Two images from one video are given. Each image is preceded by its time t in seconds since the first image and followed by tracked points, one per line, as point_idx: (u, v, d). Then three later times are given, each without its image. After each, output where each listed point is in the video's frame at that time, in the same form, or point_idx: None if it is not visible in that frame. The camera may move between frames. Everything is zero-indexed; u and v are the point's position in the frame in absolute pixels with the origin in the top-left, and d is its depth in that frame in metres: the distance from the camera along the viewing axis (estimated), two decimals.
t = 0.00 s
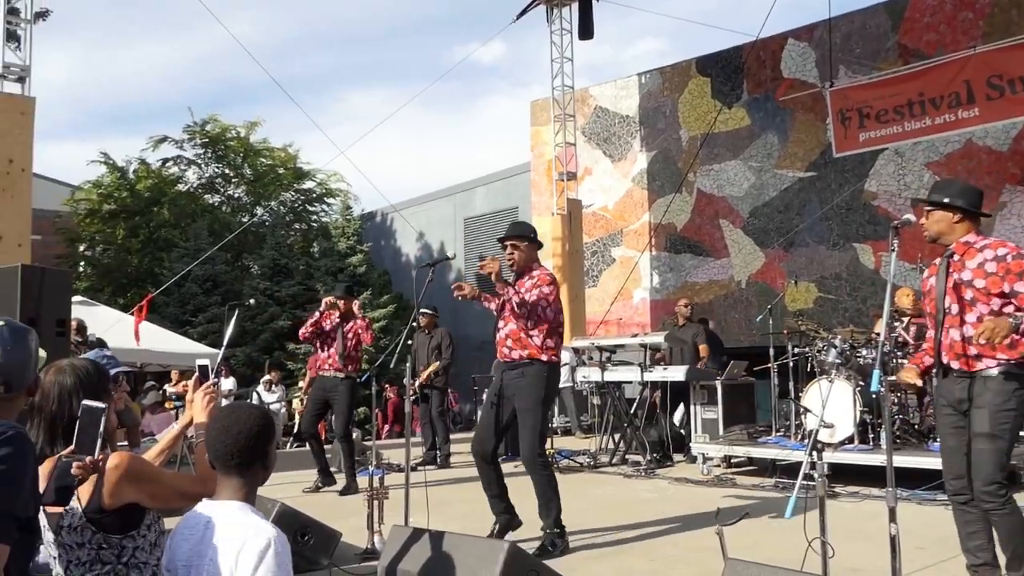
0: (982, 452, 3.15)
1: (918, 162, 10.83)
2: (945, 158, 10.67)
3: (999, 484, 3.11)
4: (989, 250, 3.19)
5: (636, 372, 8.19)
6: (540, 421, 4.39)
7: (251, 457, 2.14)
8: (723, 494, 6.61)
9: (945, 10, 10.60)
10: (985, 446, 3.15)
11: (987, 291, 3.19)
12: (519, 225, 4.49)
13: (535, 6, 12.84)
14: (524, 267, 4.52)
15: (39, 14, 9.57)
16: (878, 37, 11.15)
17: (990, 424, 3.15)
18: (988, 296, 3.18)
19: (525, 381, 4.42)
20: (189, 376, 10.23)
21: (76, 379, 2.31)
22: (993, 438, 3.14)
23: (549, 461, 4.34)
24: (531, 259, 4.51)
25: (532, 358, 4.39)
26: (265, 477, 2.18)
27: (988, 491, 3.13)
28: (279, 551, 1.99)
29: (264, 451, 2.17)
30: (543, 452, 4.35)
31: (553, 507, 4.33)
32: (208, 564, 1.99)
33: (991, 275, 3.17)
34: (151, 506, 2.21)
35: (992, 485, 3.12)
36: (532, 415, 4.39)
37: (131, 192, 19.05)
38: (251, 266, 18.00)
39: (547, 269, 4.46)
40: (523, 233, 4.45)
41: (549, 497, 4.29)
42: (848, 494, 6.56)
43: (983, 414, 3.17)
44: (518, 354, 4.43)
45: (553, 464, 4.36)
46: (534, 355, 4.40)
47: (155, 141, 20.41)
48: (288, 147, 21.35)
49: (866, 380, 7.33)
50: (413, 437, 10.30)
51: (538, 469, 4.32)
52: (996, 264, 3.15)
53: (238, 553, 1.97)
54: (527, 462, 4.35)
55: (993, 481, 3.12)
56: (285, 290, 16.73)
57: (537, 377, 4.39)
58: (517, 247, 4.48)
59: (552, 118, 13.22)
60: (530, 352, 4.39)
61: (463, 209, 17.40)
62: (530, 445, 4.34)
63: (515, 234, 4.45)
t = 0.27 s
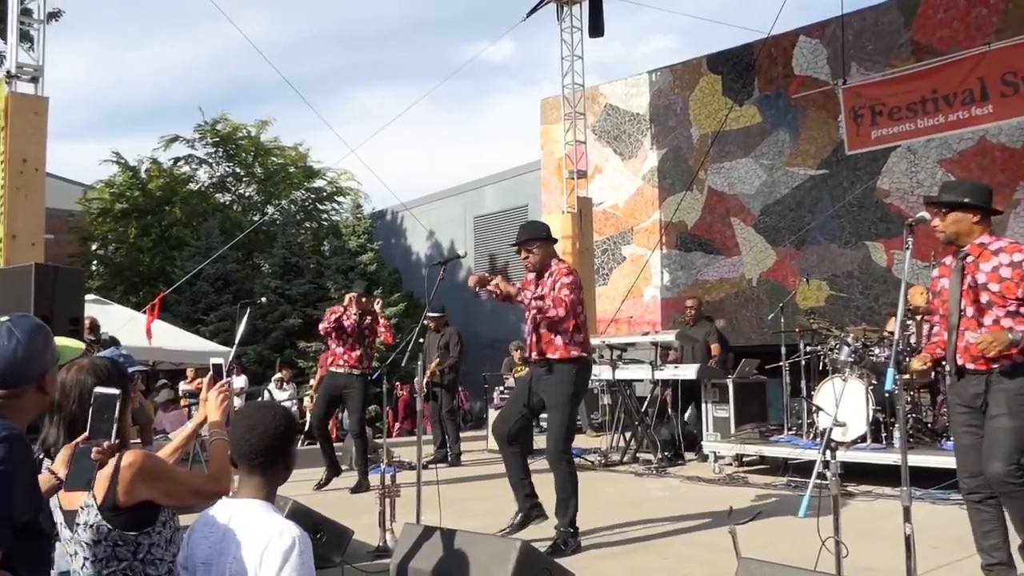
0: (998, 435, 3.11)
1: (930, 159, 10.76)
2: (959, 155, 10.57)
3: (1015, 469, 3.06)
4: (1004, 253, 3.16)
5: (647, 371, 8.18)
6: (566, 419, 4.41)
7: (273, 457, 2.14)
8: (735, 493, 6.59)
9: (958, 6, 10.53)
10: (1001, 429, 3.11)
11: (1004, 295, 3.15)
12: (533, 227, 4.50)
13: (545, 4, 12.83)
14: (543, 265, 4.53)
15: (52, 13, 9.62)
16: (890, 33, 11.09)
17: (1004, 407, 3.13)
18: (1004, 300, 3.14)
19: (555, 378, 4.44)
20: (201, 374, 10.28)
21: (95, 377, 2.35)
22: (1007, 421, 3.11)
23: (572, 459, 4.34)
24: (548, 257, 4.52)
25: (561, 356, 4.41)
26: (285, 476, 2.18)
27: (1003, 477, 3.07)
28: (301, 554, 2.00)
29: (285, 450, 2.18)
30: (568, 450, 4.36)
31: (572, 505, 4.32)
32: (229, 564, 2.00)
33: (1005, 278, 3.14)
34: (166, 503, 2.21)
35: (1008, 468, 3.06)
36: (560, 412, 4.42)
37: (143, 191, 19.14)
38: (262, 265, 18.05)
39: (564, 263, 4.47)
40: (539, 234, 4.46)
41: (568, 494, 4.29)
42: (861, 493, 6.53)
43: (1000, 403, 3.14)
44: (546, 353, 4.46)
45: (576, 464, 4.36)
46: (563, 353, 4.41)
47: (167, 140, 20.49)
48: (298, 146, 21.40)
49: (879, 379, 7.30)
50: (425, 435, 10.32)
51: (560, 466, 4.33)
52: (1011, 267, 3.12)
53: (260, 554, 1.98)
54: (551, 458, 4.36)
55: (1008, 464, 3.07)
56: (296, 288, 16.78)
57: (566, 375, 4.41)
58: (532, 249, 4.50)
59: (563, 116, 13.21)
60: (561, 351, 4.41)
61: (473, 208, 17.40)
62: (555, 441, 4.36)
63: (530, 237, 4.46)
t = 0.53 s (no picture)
0: None
1: (958, 158, 10.60)
2: (986, 154, 10.36)
3: None
4: None
5: (670, 371, 8.15)
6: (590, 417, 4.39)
7: (301, 456, 2.16)
8: (759, 494, 6.55)
9: (986, 3, 10.39)
10: None
11: None
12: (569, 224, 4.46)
13: (568, 3, 12.81)
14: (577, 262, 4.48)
15: (81, 15, 9.74)
16: (917, 31, 10.97)
17: None
18: None
19: (577, 374, 4.43)
20: (227, 373, 10.36)
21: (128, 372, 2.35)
22: None
23: (594, 456, 4.33)
24: (584, 254, 4.46)
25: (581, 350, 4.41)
26: (310, 477, 2.19)
27: None
28: (327, 553, 2.00)
29: (313, 450, 2.19)
30: (590, 447, 4.35)
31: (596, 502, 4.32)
32: (254, 562, 2.00)
33: None
34: (194, 499, 2.23)
35: None
36: (581, 409, 4.41)
37: (169, 191, 19.32)
38: (286, 264, 18.16)
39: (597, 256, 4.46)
40: (574, 232, 4.43)
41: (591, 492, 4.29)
42: (887, 496, 6.46)
43: None
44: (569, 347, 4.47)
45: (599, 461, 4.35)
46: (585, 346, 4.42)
47: (192, 140, 20.68)
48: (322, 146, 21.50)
49: (906, 380, 7.21)
50: (447, 435, 10.34)
51: (583, 463, 4.32)
52: None
53: (285, 554, 1.99)
54: (574, 456, 4.36)
55: None
56: (319, 288, 16.87)
57: (588, 371, 4.39)
58: (567, 247, 4.46)
59: (585, 116, 13.19)
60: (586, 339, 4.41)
61: (495, 207, 17.41)
62: (577, 439, 4.36)
63: (564, 235, 4.44)
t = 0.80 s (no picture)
0: None
1: (975, 155, 10.57)
2: (1004, 151, 10.34)
3: None
4: None
5: (685, 370, 8.13)
6: (593, 407, 4.38)
7: (309, 456, 2.17)
8: (774, 494, 6.52)
9: None
10: None
11: None
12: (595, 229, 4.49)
13: (582, 2, 12.79)
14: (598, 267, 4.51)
15: (97, 18, 9.79)
16: (933, 28, 10.89)
17: None
18: None
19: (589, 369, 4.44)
20: (242, 373, 10.41)
21: (139, 374, 2.35)
22: None
23: (591, 444, 4.32)
24: (607, 260, 4.49)
25: (594, 351, 4.42)
26: (319, 478, 2.20)
27: None
28: (333, 552, 2.00)
29: (321, 452, 2.20)
30: (589, 435, 4.34)
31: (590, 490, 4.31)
32: (262, 561, 2.02)
33: None
34: (206, 500, 2.25)
35: None
36: (588, 399, 4.40)
37: (184, 191, 19.42)
38: (301, 264, 18.24)
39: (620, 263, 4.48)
40: (597, 237, 4.46)
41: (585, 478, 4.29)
42: (904, 495, 6.42)
43: None
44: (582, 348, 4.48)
45: (596, 450, 4.33)
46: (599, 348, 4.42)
47: (208, 140, 20.78)
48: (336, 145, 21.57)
49: (923, 379, 7.17)
50: (461, 434, 10.36)
51: (577, 448, 4.32)
52: None
53: (291, 553, 2.00)
54: (570, 441, 4.36)
55: None
56: (334, 287, 16.93)
57: (598, 368, 4.40)
58: (590, 251, 4.50)
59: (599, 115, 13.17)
60: (595, 344, 4.42)
61: (509, 206, 17.42)
62: (576, 425, 4.36)
63: (589, 238, 4.47)
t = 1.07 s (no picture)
0: None
1: (970, 155, 10.51)
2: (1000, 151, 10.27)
3: None
4: None
5: (681, 369, 8.13)
6: (597, 410, 4.39)
7: (299, 455, 2.17)
8: (770, 493, 6.53)
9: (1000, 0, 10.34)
10: None
11: None
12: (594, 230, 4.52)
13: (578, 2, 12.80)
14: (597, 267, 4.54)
15: (93, 17, 9.77)
16: (929, 28, 10.91)
17: None
18: None
19: (588, 370, 4.44)
20: (238, 373, 10.39)
21: (132, 375, 2.34)
22: None
23: (597, 448, 4.33)
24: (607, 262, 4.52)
25: (597, 350, 4.42)
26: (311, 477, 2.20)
27: None
28: (326, 549, 2.00)
29: (311, 451, 2.20)
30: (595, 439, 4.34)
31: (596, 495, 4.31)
32: (256, 561, 2.02)
33: None
34: (200, 502, 2.25)
35: None
36: (590, 402, 4.40)
37: (180, 191, 19.39)
38: (297, 263, 18.23)
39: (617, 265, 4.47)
40: (597, 239, 4.48)
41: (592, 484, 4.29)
42: (899, 493, 6.44)
43: None
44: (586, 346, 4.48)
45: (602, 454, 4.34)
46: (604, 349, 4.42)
47: (204, 140, 20.76)
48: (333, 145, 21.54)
49: (918, 378, 7.19)
50: (458, 434, 10.36)
51: (585, 453, 4.32)
52: None
53: (284, 551, 2.00)
54: (576, 446, 4.36)
55: None
56: (330, 287, 16.92)
57: (600, 368, 4.40)
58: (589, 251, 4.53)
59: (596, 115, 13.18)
60: (597, 344, 4.43)
61: (506, 206, 17.42)
62: (581, 430, 4.36)
63: (590, 238, 4.49)
